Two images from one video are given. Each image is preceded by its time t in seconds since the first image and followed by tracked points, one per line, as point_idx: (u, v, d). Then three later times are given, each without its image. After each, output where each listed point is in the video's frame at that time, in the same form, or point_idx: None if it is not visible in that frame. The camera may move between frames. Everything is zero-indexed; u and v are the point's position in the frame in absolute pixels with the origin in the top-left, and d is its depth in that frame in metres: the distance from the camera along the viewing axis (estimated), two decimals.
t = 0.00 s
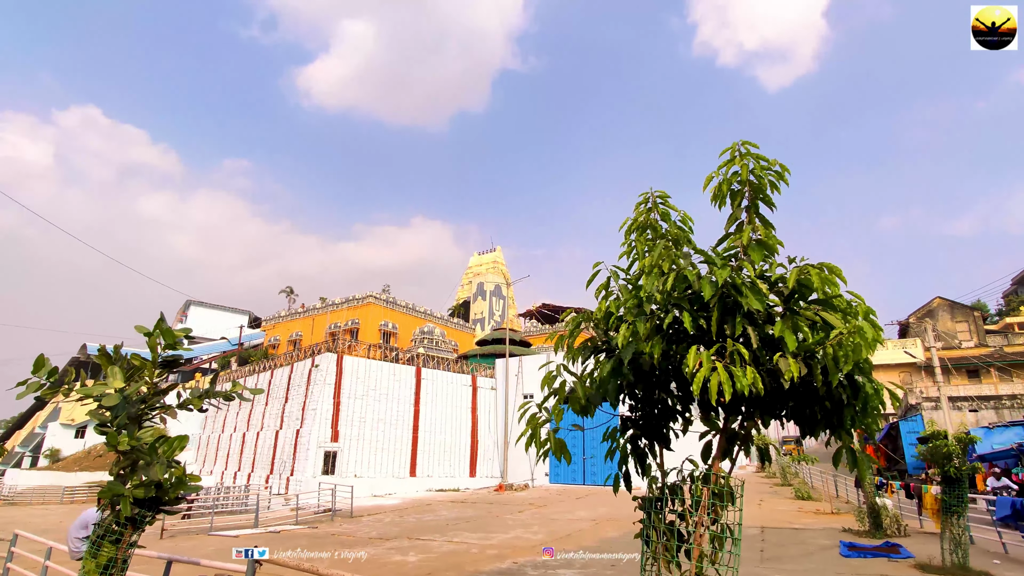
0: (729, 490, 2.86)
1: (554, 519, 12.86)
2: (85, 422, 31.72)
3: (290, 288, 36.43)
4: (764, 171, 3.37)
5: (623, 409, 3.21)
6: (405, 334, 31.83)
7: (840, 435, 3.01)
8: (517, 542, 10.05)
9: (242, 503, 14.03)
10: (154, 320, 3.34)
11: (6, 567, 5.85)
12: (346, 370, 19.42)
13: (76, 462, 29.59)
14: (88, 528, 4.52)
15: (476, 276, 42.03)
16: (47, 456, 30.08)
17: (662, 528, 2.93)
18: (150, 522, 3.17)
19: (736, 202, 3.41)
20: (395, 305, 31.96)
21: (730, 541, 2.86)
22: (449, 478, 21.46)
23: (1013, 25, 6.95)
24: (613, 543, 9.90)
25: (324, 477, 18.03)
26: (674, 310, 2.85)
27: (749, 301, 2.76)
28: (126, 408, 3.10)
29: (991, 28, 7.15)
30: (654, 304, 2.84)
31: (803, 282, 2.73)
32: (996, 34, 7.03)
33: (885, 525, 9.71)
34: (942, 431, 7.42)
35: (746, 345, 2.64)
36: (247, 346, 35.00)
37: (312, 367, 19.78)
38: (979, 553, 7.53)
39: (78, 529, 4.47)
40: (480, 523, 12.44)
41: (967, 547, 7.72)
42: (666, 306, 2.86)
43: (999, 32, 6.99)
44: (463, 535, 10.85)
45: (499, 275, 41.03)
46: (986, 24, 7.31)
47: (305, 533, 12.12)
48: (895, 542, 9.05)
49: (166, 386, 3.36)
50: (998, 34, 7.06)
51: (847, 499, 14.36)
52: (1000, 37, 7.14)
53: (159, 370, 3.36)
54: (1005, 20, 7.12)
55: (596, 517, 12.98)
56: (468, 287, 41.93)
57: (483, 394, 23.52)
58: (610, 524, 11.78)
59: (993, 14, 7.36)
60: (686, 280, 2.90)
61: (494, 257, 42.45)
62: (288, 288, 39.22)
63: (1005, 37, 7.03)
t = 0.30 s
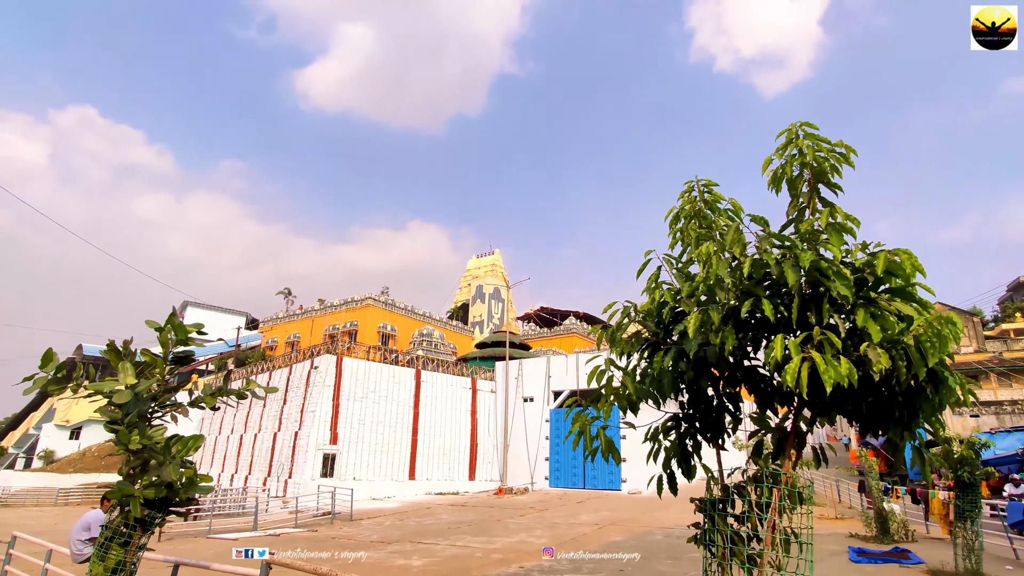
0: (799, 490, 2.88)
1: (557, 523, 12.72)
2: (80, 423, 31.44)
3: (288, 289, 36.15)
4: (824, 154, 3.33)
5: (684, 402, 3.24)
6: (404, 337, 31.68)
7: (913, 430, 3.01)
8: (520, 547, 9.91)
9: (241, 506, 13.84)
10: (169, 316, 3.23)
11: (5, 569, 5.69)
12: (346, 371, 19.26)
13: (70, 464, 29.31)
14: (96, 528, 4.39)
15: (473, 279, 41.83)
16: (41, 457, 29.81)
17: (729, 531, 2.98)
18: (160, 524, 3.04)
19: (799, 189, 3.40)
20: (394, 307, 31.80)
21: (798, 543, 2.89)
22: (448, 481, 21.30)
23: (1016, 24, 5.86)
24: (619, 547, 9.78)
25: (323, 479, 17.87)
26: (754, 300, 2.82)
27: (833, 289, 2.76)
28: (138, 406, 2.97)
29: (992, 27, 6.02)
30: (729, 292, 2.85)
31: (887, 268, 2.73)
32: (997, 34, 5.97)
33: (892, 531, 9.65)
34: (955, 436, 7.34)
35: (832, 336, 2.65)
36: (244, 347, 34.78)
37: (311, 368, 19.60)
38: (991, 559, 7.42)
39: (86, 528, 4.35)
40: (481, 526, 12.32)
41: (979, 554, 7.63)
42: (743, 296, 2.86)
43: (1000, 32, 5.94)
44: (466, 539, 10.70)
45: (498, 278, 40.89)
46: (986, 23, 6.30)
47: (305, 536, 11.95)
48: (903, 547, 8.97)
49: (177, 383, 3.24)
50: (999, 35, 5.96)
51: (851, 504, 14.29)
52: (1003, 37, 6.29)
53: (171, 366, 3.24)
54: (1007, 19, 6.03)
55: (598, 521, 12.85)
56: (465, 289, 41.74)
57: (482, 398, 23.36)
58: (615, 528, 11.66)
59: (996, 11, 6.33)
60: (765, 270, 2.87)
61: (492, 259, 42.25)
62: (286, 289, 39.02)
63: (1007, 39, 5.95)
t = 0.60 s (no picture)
0: (883, 498, 2.96)
1: (559, 527, 12.59)
2: (73, 424, 31.10)
3: (284, 289, 35.98)
4: (903, 141, 3.26)
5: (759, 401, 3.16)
6: (401, 338, 31.51)
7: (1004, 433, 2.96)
8: (525, 551, 9.78)
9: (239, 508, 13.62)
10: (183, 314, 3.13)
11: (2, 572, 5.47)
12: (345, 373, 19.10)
13: (63, 465, 28.99)
14: (100, 532, 4.24)
15: (471, 281, 41.69)
16: (33, 458, 29.51)
17: (811, 542, 3.00)
18: (173, 530, 2.92)
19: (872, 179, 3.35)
20: (392, 308, 31.62)
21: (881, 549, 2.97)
22: (446, 484, 21.14)
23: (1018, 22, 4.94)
24: (623, 551, 9.66)
25: (321, 481, 17.69)
26: (851, 293, 2.74)
27: (942, 282, 2.66)
28: (151, 406, 2.86)
29: (991, 26, 5.12)
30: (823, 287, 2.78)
31: (994, 261, 2.65)
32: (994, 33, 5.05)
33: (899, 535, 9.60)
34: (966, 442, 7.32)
35: (947, 332, 2.56)
36: (239, 348, 34.53)
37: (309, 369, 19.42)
38: (1002, 564, 7.36)
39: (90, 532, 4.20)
40: (484, 530, 12.17)
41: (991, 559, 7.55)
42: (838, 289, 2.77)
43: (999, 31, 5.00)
44: (469, 542, 10.56)
45: (495, 279, 40.77)
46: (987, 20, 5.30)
47: (304, 539, 11.78)
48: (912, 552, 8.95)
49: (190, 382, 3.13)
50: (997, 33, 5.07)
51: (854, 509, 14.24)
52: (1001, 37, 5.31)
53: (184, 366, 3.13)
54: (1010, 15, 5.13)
55: (601, 524, 12.73)
56: (463, 291, 41.62)
57: (481, 399, 23.23)
58: (619, 532, 11.57)
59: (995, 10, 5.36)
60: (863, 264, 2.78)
61: (489, 261, 42.11)
62: (282, 290, 38.77)
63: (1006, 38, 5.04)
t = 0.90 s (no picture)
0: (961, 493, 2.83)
1: (562, 527, 12.52)
2: (69, 423, 30.92)
3: (282, 287, 35.81)
4: (975, 119, 3.09)
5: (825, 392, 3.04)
6: (400, 338, 31.40)
7: None
8: (529, 551, 9.70)
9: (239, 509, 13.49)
10: (196, 307, 3.05)
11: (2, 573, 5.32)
12: (345, 373, 18.99)
13: (59, 464, 28.82)
14: (108, 531, 4.15)
15: (469, 281, 41.62)
16: (29, 458, 29.35)
17: (888, 541, 2.84)
18: (186, 530, 2.82)
19: (931, 162, 3.24)
20: (391, 307, 31.52)
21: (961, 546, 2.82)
22: (446, 484, 21.03)
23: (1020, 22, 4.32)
24: (629, 551, 9.60)
25: (321, 481, 17.57)
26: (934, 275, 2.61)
27: None
28: (164, 400, 2.77)
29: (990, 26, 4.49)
30: (900, 268, 2.66)
31: None
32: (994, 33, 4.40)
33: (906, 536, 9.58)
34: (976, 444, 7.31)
35: None
36: (238, 347, 34.43)
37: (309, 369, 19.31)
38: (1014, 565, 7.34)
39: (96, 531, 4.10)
40: (486, 531, 12.08)
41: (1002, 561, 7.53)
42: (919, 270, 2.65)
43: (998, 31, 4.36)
44: (472, 543, 10.47)
45: (495, 279, 40.70)
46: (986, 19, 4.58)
47: (305, 539, 11.69)
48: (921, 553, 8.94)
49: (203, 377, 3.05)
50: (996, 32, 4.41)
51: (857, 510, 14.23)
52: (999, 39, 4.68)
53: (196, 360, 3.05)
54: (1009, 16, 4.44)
55: (605, 525, 12.67)
56: (461, 291, 41.53)
57: (481, 399, 23.13)
58: (623, 532, 11.52)
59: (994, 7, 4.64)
60: (946, 246, 2.64)
61: (487, 261, 42.04)
62: (280, 290, 38.61)
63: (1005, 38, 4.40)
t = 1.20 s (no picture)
0: None
1: (570, 527, 12.42)
2: (69, 424, 30.79)
3: (281, 287, 35.65)
4: None
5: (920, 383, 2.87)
6: (402, 337, 31.28)
7: None
8: (539, 552, 9.59)
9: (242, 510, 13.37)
10: (215, 303, 2.93)
11: None
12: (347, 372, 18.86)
13: (59, 465, 28.70)
14: (118, 533, 4.06)
15: (470, 280, 41.53)
16: (29, 459, 29.25)
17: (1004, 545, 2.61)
18: (207, 534, 2.70)
19: None
20: (392, 306, 31.39)
21: None
22: (449, 484, 20.91)
23: None
24: (639, 551, 9.50)
25: (324, 482, 17.44)
26: None
27: None
28: (184, 399, 2.65)
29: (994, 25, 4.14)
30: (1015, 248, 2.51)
31: None
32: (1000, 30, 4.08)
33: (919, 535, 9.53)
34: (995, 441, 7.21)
35: None
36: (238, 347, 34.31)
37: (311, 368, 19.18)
38: None
39: (108, 534, 4.01)
40: (493, 531, 11.97)
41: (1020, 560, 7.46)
42: None
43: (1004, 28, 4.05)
44: (480, 543, 10.35)
45: (495, 278, 40.59)
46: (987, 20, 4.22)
47: (311, 540, 11.58)
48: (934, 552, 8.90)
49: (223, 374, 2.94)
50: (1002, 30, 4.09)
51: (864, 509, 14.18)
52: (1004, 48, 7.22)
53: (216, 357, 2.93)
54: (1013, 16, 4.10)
55: (612, 524, 12.59)
56: (462, 291, 41.44)
57: (484, 399, 23.01)
58: (631, 532, 11.44)
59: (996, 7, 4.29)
60: None
61: (488, 260, 41.93)
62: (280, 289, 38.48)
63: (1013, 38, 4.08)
